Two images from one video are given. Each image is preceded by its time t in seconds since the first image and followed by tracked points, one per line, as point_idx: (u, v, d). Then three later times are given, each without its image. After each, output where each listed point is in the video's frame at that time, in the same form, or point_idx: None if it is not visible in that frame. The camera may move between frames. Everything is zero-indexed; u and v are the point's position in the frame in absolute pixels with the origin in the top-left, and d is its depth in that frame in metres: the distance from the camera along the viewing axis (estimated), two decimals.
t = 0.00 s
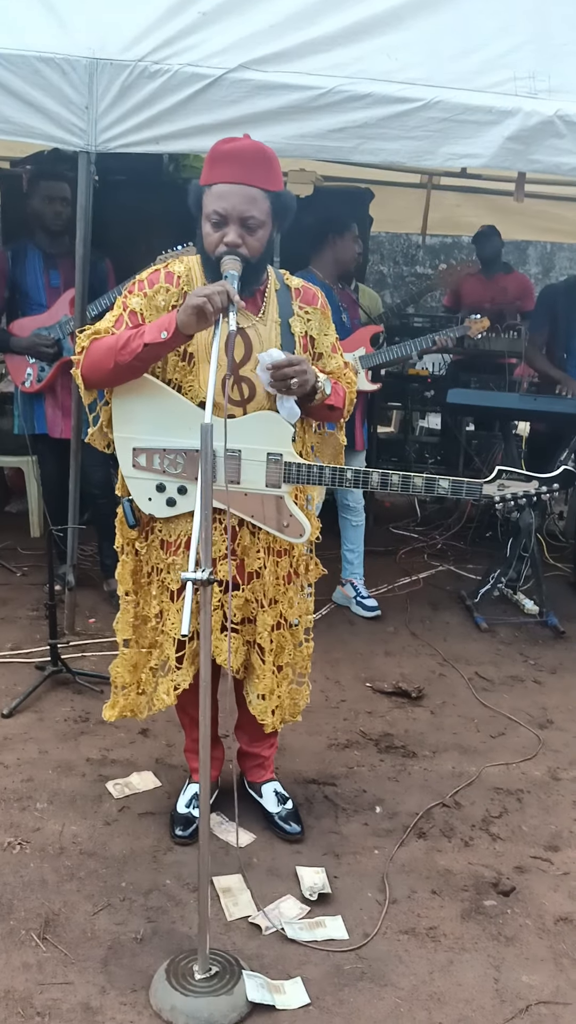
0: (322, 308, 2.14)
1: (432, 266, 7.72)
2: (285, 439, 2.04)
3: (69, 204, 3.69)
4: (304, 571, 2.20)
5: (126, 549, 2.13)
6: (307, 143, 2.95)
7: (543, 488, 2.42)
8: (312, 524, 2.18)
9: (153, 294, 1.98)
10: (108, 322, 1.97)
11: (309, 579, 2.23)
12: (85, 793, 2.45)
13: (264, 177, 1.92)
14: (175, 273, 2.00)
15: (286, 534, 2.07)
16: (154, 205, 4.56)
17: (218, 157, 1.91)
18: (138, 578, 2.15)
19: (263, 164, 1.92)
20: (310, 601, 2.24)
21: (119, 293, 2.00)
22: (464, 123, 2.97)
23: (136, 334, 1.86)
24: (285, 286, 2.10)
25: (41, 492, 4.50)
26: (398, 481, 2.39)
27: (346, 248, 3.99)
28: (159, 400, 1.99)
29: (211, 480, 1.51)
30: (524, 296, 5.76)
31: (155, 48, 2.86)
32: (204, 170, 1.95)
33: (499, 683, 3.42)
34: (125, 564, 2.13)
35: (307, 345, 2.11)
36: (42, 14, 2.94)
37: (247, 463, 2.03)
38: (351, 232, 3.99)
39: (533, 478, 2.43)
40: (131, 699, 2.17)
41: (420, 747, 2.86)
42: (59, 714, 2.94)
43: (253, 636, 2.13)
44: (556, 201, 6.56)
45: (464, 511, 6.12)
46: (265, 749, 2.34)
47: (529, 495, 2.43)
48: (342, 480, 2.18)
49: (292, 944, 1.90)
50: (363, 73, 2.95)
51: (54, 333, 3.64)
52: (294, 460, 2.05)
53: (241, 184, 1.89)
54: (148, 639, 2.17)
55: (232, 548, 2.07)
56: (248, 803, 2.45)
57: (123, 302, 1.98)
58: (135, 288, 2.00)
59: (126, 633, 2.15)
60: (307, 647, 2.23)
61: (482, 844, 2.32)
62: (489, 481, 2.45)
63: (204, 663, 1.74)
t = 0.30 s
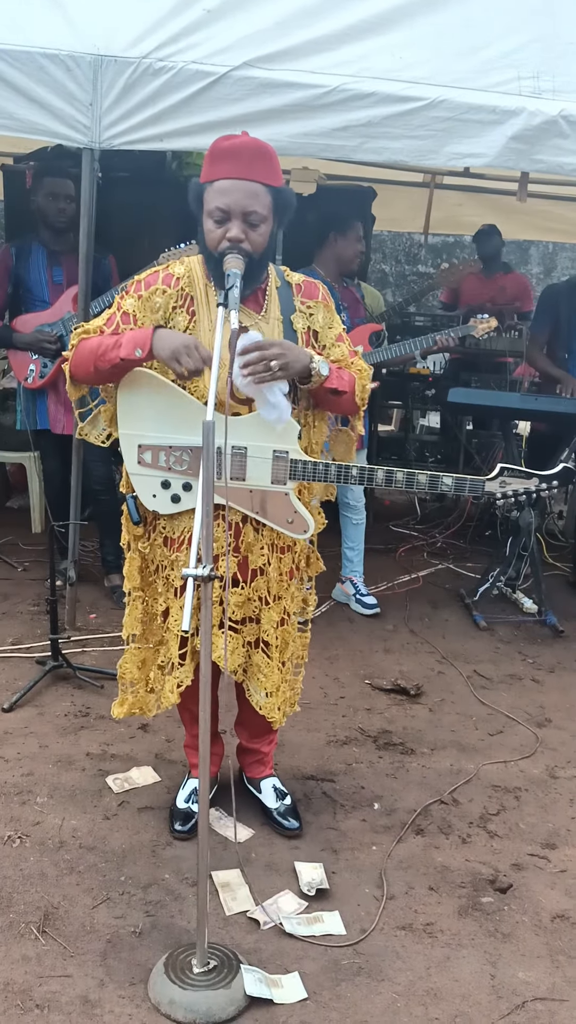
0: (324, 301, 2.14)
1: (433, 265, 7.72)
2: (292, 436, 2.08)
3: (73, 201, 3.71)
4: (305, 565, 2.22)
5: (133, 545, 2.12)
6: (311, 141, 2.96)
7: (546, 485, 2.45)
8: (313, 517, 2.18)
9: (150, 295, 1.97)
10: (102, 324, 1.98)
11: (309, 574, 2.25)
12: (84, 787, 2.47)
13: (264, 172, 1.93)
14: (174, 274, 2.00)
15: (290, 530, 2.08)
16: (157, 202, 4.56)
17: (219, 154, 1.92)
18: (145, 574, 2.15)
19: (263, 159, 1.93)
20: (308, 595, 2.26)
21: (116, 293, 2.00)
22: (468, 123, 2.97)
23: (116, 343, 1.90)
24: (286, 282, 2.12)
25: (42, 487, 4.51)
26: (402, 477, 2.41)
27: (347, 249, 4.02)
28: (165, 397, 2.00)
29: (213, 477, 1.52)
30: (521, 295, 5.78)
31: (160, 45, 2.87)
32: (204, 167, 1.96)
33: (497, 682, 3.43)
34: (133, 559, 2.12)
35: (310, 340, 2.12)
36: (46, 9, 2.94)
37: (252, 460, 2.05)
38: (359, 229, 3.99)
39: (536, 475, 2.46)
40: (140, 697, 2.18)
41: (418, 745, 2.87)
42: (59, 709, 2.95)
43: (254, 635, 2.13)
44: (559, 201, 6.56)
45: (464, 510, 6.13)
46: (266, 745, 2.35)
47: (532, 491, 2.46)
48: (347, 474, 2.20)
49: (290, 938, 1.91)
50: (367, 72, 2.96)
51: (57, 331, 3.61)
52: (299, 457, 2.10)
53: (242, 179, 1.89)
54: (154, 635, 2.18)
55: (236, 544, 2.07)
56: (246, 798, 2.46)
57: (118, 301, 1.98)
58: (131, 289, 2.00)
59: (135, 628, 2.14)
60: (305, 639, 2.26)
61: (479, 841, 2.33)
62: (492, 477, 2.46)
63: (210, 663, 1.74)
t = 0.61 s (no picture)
0: (324, 300, 2.13)
1: (436, 265, 7.72)
2: (290, 435, 2.08)
3: (77, 200, 3.71)
4: (307, 561, 2.21)
5: (134, 547, 2.14)
6: (314, 142, 2.96)
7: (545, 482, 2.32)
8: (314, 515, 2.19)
9: (152, 296, 1.97)
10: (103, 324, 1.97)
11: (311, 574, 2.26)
12: (85, 787, 2.47)
13: (263, 172, 1.93)
14: (176, 274, 2.00)
15: (291, 529, 2.08)
16: (160, 201, 4.56)
17: (218, 156, 1.92)
18: (145, 576, 2.15)
19: (262, 159, 1.93)
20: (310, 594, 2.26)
21: (117, 292, 1.99)
22: (472, 123, 2.97)
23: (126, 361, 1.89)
24: (286, 280, 2.11)
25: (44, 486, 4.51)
26: (400, 476, 2.40)
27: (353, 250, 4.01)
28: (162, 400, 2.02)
29: (216, 478, 1.52)
30: (520, 295, 5.76)
31: (164, 44, 2.86)
32: (203, 169, 1.96)
33: (498, 683, 3.43)
34: (134, 560, 2.13)
35: (310, 338, 2.12)
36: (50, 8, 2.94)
37: (253, 459, 2.05)
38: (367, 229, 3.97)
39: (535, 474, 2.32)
40: (142, 698, 2.17)
41: (419, 746, 2.87)
42: (60, 708, 2.95)
43: (259, 629, 2.14)
44: (563, 202, 6.55)
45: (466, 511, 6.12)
46: (267, 745, 2.36)
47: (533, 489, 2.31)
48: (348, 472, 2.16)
49: (289, 939, 1.91)
50: (372, 72, 2.96)
51: (60, 331, 3.62)
52: (299, 457, 2.08)
53: (242, 180, 1.90)
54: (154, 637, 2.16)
55: (238, 544, 2.07)
56: (247, 799, 2.47)
57: (121, 301, 1.97)
58: (133, 288, 1.99)
59: (136, 630, 2.14)
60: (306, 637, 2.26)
61: (479, 843, 2.33)
62: (492, 476, 2.36)
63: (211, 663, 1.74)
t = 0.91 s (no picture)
0: (323, 303, 2.14)
1: (437, 266, 7.71)
2: (285, 437, 2.08)
3: (79, 200, 3.71)
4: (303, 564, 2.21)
5: (132, 545, 2.13)
6: (315, 142, 2.96)
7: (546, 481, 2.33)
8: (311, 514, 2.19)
9: (146, 294, 1.97)
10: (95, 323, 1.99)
11: (310, 575, 2.27)
12: (84, 786, 2.47)
13: (263, 171, 1.93)
14: (172, 273, 2.00)
15: (288, 529, 2.08)
16: (161, 202, 4.56)
17: (219, 155, 1.92)
18: (143, 575, 2.15)
19: (262, 159, 1.93)
20: (308, 595, 2.27)
21: (113, 292, 2.00)
22: (473, 124, 2.97)
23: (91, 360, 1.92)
24: (286, 281, 2.12)
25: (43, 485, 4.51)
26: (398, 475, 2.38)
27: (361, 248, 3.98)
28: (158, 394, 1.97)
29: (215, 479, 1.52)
30: (516, 295, 5.76)
31: (165, 44, 2.87)
32: (203, 170, 1.95)
33: (498, 683, 3.43)
34: (131, 559, 2.13)
35: (308, 339, 2.11)
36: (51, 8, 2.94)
37: (250, 459, 2.05)
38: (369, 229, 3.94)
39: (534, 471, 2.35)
40: (139, 690, 2.18)
41: (418, 746, 2.87)
42: (59, 707, 2.95)
43: (256, 628, 2.14)
44: (563, 202, 6.55)
45: (465, 512, 6.12)
46: (265, 744, 2.36)
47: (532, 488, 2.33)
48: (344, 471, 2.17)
49: (288, 939, 1.91)
50: (372, 73, 2.96)
51: (61, 331, 3.64)
52: (296, 456, 2.08)
53: (244, 180, 1.90)
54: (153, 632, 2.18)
55: (236, 543, 2.08)
56: (245, 798, 2.46)
57: (115, 301, 1.98)
58: (128, 288, 1.99)
59: (133, 626, 2.15)
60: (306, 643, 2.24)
61: (478, 844, 2.33)
62: (490, 475, 2.37)
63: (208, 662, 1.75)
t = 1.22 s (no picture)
0: (317, 303, 2.13)
1: (433, 265, 7.72)
2: (281, 433, 2.07)
3: (75, 199, 3.70)
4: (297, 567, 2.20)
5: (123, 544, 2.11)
6: (310, 141, 2.96)
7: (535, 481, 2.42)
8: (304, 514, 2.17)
9: (140, 291, 1.96)
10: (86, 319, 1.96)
11: (305, 575, 2.26)
12: (80, 787, 2.46)
13: (258, 168, 1.92)
14: (166, 271, 1.99)
15: (281, 529, 2.08)
16: (156, 201, 4.56)
17: (213, 152, 1.91)
18: (135, 574, 2.14)
19: (256, 156, 1.93)
20: (304, 597, 2.24)
21: (104, 289, 1.98)
22: (468, 123, 2.98)
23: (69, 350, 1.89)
24: (279, 280, 2.10)
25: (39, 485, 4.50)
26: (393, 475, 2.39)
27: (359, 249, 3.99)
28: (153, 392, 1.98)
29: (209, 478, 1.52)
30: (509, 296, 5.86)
31: (160, 43, 2.86)
32: (197, 167, 1.95)
33: (494, 683, 3.43)
34: (123, 558, 2.11)
35: (302, 339, 2.09)
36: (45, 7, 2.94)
37: (244, 457, 2.04)
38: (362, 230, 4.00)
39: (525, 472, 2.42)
40: (130, 693, 2.17)
41: (414, 745, 2.87)
42: (55, 708, 2.95)
43: (245, 630, 2.13)
44: (558, 202, 6.56)
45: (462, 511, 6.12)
46: (261, 744, 2.35)
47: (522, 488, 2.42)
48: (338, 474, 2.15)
49: (284, 939, 1.91)
50: (368, 72, 2.96)
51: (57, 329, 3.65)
52: (291, 456, 2.08)
53: (239, 178, 1.90)
54: (144, 633, 2.16)
55: (228, 543, 2.07)
56: (241, 798, 2.46)
57: (106, 298, 1.97)
58: (120, 285, 1.98)
59: (124, 627, 2.12)
60: (302, 643, 2.23)
61: (474, 843, 2.33)
62: (483, 476, 2.42)
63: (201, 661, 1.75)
